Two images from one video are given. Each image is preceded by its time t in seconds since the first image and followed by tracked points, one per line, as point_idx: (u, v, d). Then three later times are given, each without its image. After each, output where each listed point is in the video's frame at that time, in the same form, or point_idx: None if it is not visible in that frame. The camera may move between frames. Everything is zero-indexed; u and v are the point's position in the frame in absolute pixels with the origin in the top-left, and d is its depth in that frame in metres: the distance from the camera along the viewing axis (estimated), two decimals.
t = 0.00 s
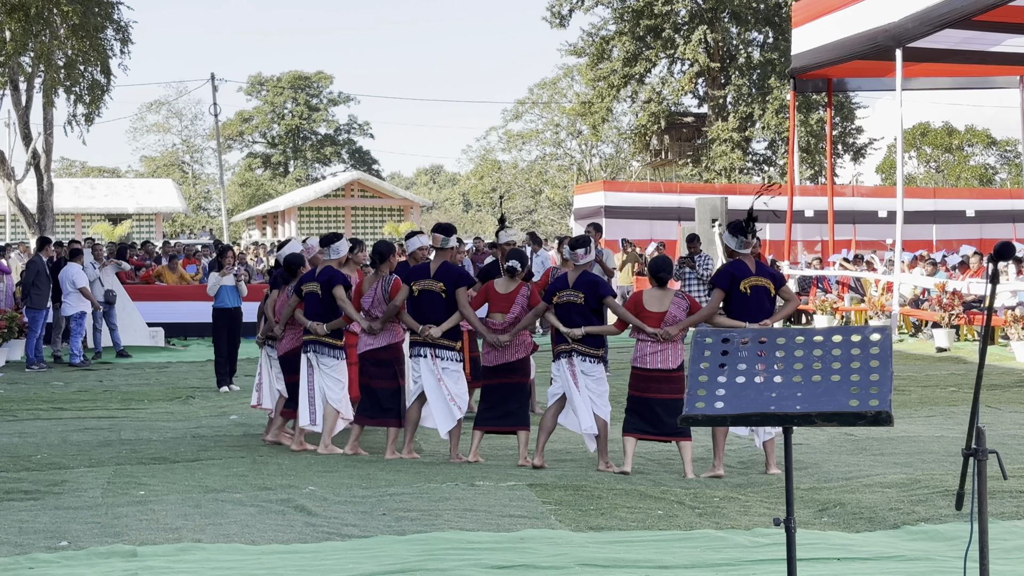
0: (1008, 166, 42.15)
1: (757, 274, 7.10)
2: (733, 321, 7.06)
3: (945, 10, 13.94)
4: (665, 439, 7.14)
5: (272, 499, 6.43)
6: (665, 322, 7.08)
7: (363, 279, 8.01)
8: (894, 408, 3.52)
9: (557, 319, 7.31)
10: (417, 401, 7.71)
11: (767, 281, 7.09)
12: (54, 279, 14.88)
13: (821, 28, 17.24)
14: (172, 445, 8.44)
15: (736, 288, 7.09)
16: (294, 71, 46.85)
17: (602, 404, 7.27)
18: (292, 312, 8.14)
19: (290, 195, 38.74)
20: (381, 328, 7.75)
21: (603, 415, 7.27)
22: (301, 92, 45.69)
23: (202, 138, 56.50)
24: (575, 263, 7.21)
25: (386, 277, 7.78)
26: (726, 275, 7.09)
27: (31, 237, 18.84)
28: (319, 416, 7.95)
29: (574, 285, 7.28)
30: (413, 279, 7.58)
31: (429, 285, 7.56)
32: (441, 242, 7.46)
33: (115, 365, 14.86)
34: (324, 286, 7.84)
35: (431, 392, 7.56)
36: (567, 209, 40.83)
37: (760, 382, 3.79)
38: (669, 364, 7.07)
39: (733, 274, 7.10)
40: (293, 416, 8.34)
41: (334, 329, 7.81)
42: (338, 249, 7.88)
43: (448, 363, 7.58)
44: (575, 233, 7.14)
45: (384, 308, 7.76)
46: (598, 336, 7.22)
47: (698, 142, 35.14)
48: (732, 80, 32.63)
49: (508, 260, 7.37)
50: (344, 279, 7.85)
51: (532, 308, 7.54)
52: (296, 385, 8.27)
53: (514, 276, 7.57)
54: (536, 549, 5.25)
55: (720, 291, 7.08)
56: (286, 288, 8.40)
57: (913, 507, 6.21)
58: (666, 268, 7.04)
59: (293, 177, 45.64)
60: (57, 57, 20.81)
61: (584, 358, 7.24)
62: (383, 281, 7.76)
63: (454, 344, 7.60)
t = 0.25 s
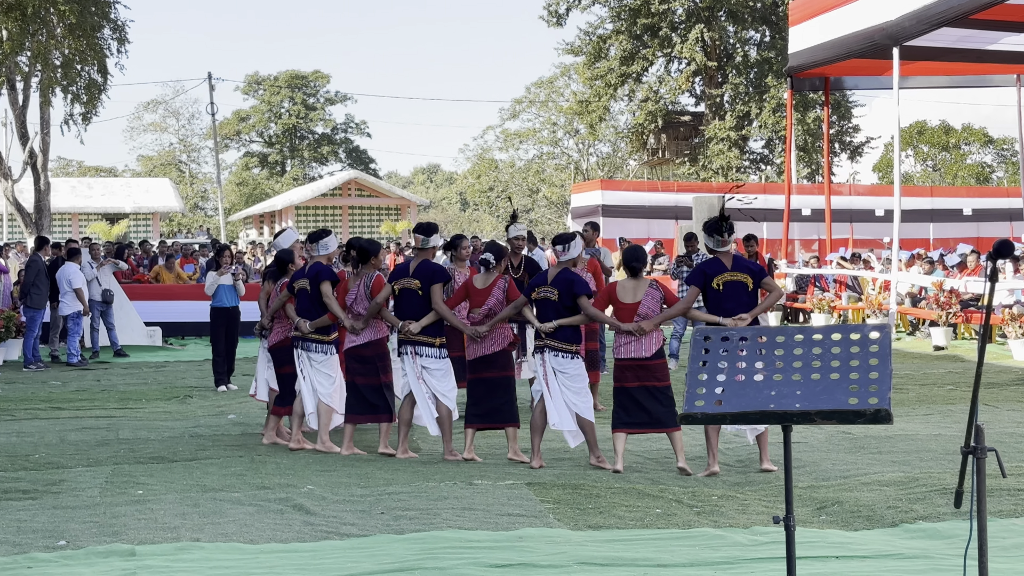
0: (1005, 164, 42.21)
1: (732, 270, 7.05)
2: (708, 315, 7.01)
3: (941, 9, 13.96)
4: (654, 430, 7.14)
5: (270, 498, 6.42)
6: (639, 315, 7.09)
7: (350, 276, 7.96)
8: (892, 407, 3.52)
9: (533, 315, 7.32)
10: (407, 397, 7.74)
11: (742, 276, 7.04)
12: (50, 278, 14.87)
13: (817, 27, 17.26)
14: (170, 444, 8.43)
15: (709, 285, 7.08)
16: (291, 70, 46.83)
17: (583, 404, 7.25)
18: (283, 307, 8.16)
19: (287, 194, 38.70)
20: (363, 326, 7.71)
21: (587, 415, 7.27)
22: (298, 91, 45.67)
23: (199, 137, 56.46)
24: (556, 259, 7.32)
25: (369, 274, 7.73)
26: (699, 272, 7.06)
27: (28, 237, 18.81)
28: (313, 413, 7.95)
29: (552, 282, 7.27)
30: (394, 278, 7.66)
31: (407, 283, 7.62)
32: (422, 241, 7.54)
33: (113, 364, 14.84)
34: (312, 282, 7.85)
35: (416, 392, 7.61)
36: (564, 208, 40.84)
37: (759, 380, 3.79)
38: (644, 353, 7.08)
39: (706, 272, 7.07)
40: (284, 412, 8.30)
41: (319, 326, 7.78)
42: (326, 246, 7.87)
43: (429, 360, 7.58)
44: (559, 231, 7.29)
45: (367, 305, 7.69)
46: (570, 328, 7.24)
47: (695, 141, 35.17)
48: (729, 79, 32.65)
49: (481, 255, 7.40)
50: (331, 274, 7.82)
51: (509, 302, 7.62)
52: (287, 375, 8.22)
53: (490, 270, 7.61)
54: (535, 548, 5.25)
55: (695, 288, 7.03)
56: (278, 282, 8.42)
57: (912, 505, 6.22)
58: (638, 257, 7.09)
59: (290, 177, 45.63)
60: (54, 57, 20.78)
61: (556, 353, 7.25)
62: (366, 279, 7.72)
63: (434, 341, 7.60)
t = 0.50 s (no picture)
0: (1002, 163, 42.24)
1: (720, 274, 7.04)
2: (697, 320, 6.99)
3: (939, 7, 13.97)
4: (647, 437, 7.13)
5: (268, 497, 6.42)
6: (629, 322, 7.09)
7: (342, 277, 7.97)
8: (888, 406, 3.68)
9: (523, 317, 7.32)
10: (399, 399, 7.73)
11: (730, 279, 7.03)
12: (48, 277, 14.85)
13: (814, 26, 17.27)
14: (168, 444, 8.42)
15: (698, 289, 7.05)
16: (288, 69, 46.79)
17: (579, 407, 7.25)
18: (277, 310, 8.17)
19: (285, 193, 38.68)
20: (352, 328, 7.70)
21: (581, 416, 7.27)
22: (295, 90, 45.63)
23: (197, 136, 56.41)
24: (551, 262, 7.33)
25: (359, 275, 7.75)
26: (687, 277, 7.05)
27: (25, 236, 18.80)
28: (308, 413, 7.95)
29: (544, 284, 7.28)
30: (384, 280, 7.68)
31: (396, 284, 7.61)
32: (412, 241, 7.60)
33: (111, 363, 14.84)
34: (305, 283, 7.86)
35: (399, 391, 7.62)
36: (562, 207, 40.82)
37: (757, 378, 3.79)
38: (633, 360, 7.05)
39: (695, 276, 7.04)
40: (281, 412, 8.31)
41: (310, 329, 7.78)
42: (319, 248, 7.88)
43: (418, 361, 7.58)
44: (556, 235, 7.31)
45: (356, 306, 7.71)
46: (560, 332, 7.23)
47: (693, 140, 35.18)
48: (726, 77, 32.65)
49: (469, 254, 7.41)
50: (323, 276, 7.83)
51: (497, 303, 7.59)
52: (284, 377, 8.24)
53: (479, 269, 7.58)
54: (534, 546, 5.25)
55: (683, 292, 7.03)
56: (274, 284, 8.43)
57: (910, 503, 6.22)
58: (626, 263, 7.07)
59: (288, 176, 45.61)
60: (51, 56, 20.75)
61: (545, 356, 7.25)
62: (355, 280, 7.72)
63: (423, 342, 7.60)
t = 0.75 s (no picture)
0: (1000, 161, 42.28)
1: (729, 269, 7.04)
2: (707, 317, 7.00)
3: (937, 5, 13.97)
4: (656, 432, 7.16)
5: (267, 496, 6.41)
6: (639, 322, 7.08)
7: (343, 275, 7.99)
8: (889, 404, 3.58)
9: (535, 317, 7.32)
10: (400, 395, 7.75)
11: (739, 275, 7.04)
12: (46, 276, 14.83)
13: (812, 24, 17.27)
14: (166, 443, 8.41)
15: (707, 284, 7.05)
16: (285, 67, 46.75)
17: (590, 405, 7.23)
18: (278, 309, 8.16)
19: (283, 192, 38.67)
20: (356, 326, 7.74)
21: (592, 414, 7.26)
22: (293, 89, 45.61)
23: (195, 135, 56.36)
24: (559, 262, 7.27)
25: (363, 272, 7.77)
26: (696, 272, 7.03)
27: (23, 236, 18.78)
28: (308, 410, 7.94)
29: (554, 283, 7.25)
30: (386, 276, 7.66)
31: (400, 282, 7.61)
32: (413, 237, 7.63)
33: (108, 363, 14.83)
34: (307, 281, 7.84)
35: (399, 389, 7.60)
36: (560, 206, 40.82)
37: (755, 377, 3.80)
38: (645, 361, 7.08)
39: (703, 271, 7.04)
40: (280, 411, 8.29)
41: (314, 327, 7.76)
42: (320, 245, 7.87)
43: (424, 358, 7.59)
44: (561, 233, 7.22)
45: (360, 304, 7.75)
46: (572, 332, 7.23)
47: (691, 139, 35.20)
48: (724, 76, 32.64)
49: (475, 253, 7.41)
50: (326, 273, 7.84)
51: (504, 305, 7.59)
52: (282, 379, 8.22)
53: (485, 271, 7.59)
54: (532, 545, 5.25)
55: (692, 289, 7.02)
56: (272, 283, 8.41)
57: (908, 502, 6.22)
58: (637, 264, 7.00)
59: (286, 175, 45.61)
60: (49, 55, 20.73)
61: (558, 355, 7.25)
62: (358, 276, 7.77)
63: (428, 339, 7.62)
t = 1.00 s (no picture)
0: (998, 160, 42.31)
1: (753, 270, 7.09)
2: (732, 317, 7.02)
3: (936, 4, 13.96)
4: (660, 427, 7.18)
5: (265, 496, 6.41)
6: (663, 315, 7.07)
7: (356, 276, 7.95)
8: (888, 402, 3.52)
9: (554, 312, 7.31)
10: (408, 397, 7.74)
11: (762, 277, 7.10)
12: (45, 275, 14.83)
13: (811, 24, 17.26)
14: (165, 442, 8.41)
15: (734, 284, 7.06)
16: (284, 67, 46.72)
17: (600, 400, 7.24)
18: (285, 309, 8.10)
19: (281, 191, 38.69)
20: (371, 327, 7.73)
21: (599, 409, 7.27)
22: (291, 88, 45.60)
23: (193, 134, 56.34)
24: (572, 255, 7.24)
25: (380, 273, 7.75)
26: (725, 270, 7.04)
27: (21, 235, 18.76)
28: (309, 411, 7.94)
29: (572, 277, 7.27)
30: (403, 278, 7.58)
31: (419, 283, 7.56)
32: (429, 240, 7.56)
33: (107, 362, 14.83)
34: (316, 282, 7.82)
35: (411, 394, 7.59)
36: (558, 204, 40.81)
37: (753, 376, 3.80)
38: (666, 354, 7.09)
39: (731, 270, 7.05)
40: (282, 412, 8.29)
41: (323, 326, 7.77)
42: (329, 245, 7.83)
43: (437, 360, 7.57)
44: (571, 226, 7.21)
45: (378, 303, 7.72)
46: (594, 326, 7.24)
47: (689, 138, 35.21)
48: (722, 75, 32.64)
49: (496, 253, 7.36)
50: (335, 275, 7.81)
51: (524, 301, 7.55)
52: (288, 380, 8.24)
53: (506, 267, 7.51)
54: (530, 544, 5.25)
55: (720, 288, 7.04)
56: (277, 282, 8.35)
57: (906, 500, 6.23)
58: (661, 254, 7.03)
59: (284, 174, 45.61)
60: (47, 55, 20.74)
61: (581, 348, 7.23)
62: (377, 277, 7.74)
63: (444, 341, 7.61)
